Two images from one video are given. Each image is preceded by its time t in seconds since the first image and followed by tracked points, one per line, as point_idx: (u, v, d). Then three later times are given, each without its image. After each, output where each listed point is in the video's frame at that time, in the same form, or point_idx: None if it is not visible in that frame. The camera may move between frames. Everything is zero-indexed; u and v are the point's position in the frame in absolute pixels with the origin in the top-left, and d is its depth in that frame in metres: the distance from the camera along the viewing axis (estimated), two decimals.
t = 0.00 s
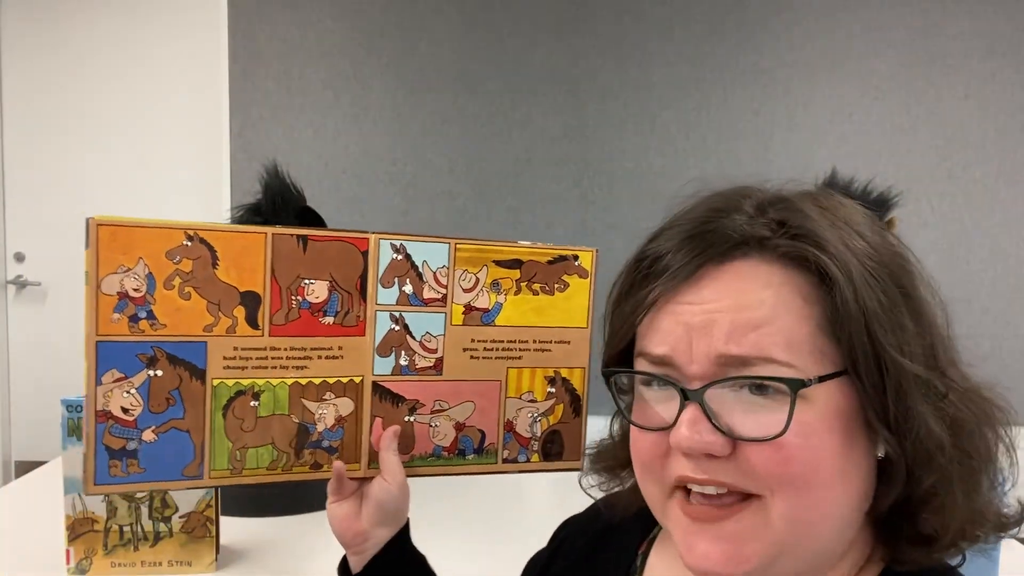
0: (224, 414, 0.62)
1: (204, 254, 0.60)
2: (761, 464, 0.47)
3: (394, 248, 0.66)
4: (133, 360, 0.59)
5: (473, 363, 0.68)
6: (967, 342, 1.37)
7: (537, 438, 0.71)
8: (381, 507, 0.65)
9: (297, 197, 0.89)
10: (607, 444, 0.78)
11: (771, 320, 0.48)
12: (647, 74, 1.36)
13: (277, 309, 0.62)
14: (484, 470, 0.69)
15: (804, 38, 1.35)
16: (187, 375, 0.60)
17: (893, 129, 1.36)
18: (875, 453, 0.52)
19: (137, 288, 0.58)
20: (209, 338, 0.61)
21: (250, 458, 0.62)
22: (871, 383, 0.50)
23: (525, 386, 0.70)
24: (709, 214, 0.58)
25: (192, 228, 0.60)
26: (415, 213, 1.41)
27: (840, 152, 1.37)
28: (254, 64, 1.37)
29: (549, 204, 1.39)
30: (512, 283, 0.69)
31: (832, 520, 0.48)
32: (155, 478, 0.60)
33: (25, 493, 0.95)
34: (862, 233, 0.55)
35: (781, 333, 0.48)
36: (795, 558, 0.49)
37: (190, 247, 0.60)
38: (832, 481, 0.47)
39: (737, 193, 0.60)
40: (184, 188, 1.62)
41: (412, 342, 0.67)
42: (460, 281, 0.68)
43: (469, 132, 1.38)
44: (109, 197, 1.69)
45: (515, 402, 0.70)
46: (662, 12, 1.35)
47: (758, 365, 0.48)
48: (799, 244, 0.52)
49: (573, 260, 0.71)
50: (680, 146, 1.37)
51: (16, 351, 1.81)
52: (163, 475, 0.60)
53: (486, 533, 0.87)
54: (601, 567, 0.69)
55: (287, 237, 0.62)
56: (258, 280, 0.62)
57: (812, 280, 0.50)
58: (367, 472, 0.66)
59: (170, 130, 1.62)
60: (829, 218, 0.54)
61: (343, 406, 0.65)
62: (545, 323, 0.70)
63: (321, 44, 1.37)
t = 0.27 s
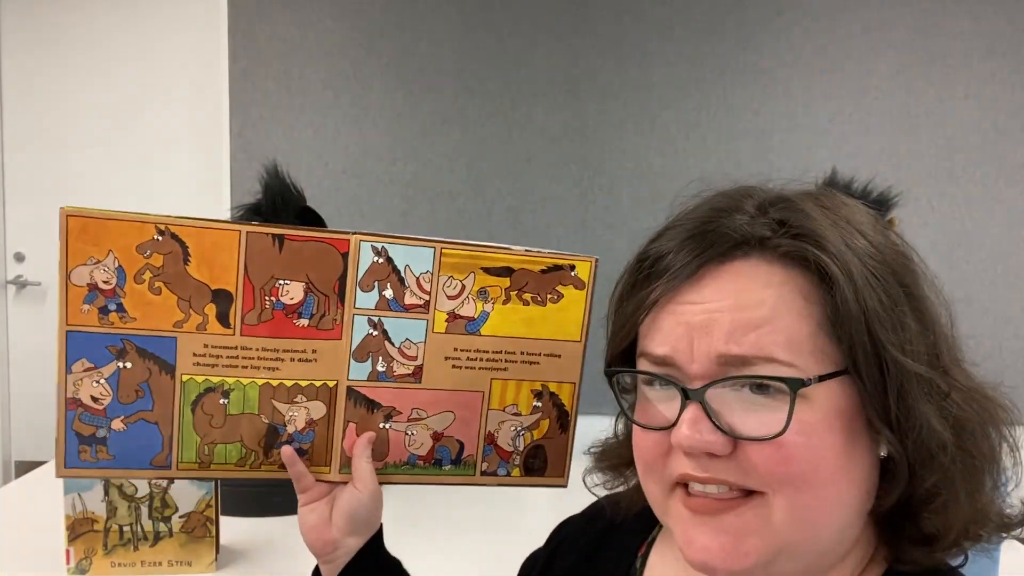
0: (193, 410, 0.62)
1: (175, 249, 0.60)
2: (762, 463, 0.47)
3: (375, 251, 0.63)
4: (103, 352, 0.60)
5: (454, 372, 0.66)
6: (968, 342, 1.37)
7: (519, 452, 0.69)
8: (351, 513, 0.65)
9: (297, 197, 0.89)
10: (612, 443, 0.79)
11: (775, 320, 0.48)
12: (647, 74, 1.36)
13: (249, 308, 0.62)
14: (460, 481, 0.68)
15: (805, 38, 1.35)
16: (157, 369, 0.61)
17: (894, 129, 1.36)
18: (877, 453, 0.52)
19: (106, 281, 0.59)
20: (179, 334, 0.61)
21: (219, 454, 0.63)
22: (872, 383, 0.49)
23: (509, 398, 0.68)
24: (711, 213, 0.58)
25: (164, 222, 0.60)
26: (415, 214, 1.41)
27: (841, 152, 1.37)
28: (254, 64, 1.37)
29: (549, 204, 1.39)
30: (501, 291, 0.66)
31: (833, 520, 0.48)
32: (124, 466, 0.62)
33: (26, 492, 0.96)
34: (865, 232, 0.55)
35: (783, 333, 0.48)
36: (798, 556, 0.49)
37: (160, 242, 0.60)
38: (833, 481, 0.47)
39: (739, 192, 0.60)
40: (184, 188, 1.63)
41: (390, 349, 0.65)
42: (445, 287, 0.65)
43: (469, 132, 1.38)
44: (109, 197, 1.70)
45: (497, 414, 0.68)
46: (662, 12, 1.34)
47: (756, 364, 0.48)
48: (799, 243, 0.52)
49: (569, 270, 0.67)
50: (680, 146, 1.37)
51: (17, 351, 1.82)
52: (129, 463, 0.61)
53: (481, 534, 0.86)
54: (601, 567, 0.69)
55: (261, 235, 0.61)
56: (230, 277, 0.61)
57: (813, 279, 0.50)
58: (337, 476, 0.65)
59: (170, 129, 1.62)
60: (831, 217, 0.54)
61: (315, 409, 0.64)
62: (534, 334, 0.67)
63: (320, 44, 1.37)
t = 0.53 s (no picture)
0: (188, 418, 0.62)
1: (163, 257, 0.60)
2: (743, 460, 0.47)
3: (368, 252, 0.63)
4: (95, 362, 0.60)
5: (453, 376, 0.65)
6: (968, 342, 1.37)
7: (524, 459, 0.68)
8: (348, 516, 0.65)
9: (297, 197, 0.89)
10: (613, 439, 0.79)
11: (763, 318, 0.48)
12: (646, 74, 1.36)
13: (241, 314, 0.61)
14: (463, 487, 0.67)
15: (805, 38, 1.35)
16: (149, 378, 0.61)
17: (893, 129, 1.36)
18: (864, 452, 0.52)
19: (95, 291, 0.59)
20: (171, 342, 0.61)
21: (216, 460, 0.63)
22: (858, 382, 0.49)
23: (512, 404, 0.67)
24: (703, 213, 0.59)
25: (150, 230, 0.59)
26: (415, 214, 1.41)
27: (841, 152, 1.37)
28: (253, 64, 1.37)
29: (549, 204, 1.39)
30: (499, 293, 0.65)
31: (814, 519, 0.48)
32: (120, 475, 0.62)
33: (26, 492, 0.96)
34: (854, 233, 0.55)
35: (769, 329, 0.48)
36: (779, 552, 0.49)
37: (148, 250, 0.60)
38: (813, 479, 0.47)
39: (737, 191, 0.61)
40: (184, 188, 1.63)
41: (386, 350, 0.64)
42: (441, 289, 0.64)
43: (469, 132, 1.38)
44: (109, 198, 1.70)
45: (500, 420, 0.67)
46: (662, 12, 1.34)
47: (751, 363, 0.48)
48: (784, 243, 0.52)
49: (574, 271, 0.66)
50: (680, 147, 1.37)
51: (17, 351, 1.82)
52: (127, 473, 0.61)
53: (481, 534, 0.86)
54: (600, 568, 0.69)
55: (251, 239, 0.61)
56: (221, 283, 0.61)
57: (797, 279, 0.50)
58: (336, 479, 0.65)
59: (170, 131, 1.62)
60: (819, 218, 0.54)
61: (311, 412, 0.64)
62: (536, 337, 0.66)
63: (320, 44, 1.37)
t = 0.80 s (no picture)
0: (182, 424, 0.61)
1: (159, 259, 0.58)
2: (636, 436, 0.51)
3: (363, 251, 0.63)
4: (84, 370, 0.58)
5: (447, 373, 0.66)
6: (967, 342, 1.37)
7: (517, 455, 0.68)
8: (345, 516, 0.65)
9: (297, 197, 0.89)
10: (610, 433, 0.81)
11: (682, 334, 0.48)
12: (647, 74, 1.36)
13: (238, 315, 0.61)
14: (457, 482, 0.68)
15: (805, 39, 1.35)
16: (142, 385, 0.59)
17: (893, 129, 1.36)
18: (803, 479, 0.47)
19: (86, 295, 0.57)
20: (165, 346, 0.59)
21: (210, 466, 0.62)
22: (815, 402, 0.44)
23: (505, 400, 0.68)
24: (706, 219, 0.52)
25: (146, 231, 0.58)
26: (415, 213, 1.41)
27: (841, 152, 1.37)
28: (253, 64, 1.37)
29: (549, 204, 1.39)
30: (493, 291, 0.65)
31: (695, 510, 0.50)
32: (111, 488, 0.60)
33: (26, 492, 0.96)
34: (868, 269, 0.44)
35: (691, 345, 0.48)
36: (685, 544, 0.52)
37: (143, 252, 0.58)
38: (688, 472, 0.49)
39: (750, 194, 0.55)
40: (184, 188, 1.63)
41: (381, 349, 0.65)
42: (435, 287, 0.64)
43: (469, 132, 1.38)
44: (109, 198, 1.70)
45: (494, 416, 0.68)
46: (662, 12, 1.34)
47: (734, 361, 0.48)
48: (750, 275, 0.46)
49: (565, 268, 0.66)
50: (680, 146, 1.37)
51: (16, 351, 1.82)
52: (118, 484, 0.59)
53: (480, 534, 0.86)
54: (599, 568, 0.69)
55: (248, 239, 0.60)
56: (217, 285, 0.60)
57: (748, 320, 0.45)
58: (331, 480, 0.66)
59: (169, 131, 1.62)
60: (821, 245, 0.45)
61: (308, 413, 0.64)
62: (528, 334, 0.66)
63: (320, 44, 1.37)
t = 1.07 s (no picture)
0: (177, 428, 0.61)
1: (150, 262, 0.58)
2: (620, 435, 0.53)
3: (353, 250, 0.64)
4: (78, 376, 0.57)
5: (439, 367, 0.67)
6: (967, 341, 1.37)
7: (510, 444, 0.69)
8: (345, 516, 0.65)
9: (297, 197, 0.89)
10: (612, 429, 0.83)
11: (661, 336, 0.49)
12: (646, 74, 1.35)
13: (230, 317, 0.61)
14: (453, 476, 0.68)
15: (805, 38, 1.35)
16: (136, 389, 0.59)
17: (893, 129, 1.36)
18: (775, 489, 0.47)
19: (79, 300, 0.57)
20: (158, 349, 0.59)
21: (206, 470, 0.62)
22: (788, 409, 0.45)
23: (496, 390, 0.68)
24: (696, 221, 0.52)
25: (137, 235, 0.58)
26: (415, 213, 1.41)
27: (841, 151, 1.37)
28: (253, 64, 1.37)
29: (548, 204, 1.39)
30: (480, 283, 0.67)
31: (671, 508, 0.51)
32: (106, 495, 0.59)
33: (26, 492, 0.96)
34: (847, 280, 0.44)
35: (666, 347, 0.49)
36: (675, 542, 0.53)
37: (134, 256, 0.58)
38: (664, 472, 0.50)
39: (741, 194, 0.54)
40: (184, 189, 1.63)
41: (374, 346, 0.65)
42: (424, 282, 0.66)
43: (468, 132, 1.38)
44: (109, 198, 1.70)
45: (486, 406, 0.68)
46: (662, 12, 1.34)
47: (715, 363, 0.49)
48: (727, 281, 0.46)
49: (547, 258, 0.69)
50: (680, 146, 1.37)
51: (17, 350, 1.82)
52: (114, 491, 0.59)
53: (480, 534, 0.86)
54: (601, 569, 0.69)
55: (239, 241, 0.61)
56: (209, 288, 0.60)
57: (722, 326, 0.45)
58: (329, 480, 0.65)
59: (170, 132, 1.62)
60: (802, 252, 0.45)
61: (302, 414, 0.64)
62: (515, 324, 0.68)
63: (320, 44, 1.37)
